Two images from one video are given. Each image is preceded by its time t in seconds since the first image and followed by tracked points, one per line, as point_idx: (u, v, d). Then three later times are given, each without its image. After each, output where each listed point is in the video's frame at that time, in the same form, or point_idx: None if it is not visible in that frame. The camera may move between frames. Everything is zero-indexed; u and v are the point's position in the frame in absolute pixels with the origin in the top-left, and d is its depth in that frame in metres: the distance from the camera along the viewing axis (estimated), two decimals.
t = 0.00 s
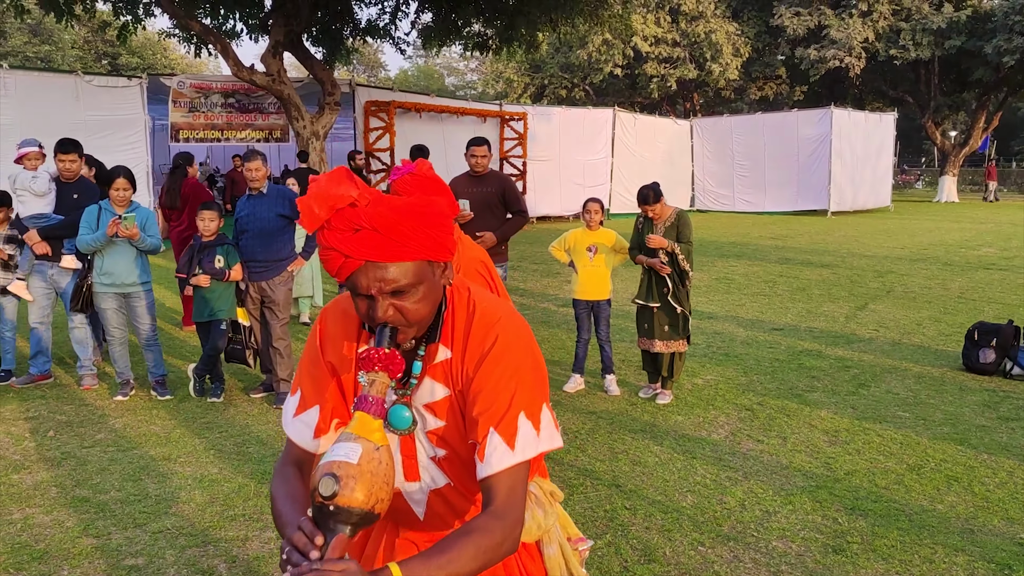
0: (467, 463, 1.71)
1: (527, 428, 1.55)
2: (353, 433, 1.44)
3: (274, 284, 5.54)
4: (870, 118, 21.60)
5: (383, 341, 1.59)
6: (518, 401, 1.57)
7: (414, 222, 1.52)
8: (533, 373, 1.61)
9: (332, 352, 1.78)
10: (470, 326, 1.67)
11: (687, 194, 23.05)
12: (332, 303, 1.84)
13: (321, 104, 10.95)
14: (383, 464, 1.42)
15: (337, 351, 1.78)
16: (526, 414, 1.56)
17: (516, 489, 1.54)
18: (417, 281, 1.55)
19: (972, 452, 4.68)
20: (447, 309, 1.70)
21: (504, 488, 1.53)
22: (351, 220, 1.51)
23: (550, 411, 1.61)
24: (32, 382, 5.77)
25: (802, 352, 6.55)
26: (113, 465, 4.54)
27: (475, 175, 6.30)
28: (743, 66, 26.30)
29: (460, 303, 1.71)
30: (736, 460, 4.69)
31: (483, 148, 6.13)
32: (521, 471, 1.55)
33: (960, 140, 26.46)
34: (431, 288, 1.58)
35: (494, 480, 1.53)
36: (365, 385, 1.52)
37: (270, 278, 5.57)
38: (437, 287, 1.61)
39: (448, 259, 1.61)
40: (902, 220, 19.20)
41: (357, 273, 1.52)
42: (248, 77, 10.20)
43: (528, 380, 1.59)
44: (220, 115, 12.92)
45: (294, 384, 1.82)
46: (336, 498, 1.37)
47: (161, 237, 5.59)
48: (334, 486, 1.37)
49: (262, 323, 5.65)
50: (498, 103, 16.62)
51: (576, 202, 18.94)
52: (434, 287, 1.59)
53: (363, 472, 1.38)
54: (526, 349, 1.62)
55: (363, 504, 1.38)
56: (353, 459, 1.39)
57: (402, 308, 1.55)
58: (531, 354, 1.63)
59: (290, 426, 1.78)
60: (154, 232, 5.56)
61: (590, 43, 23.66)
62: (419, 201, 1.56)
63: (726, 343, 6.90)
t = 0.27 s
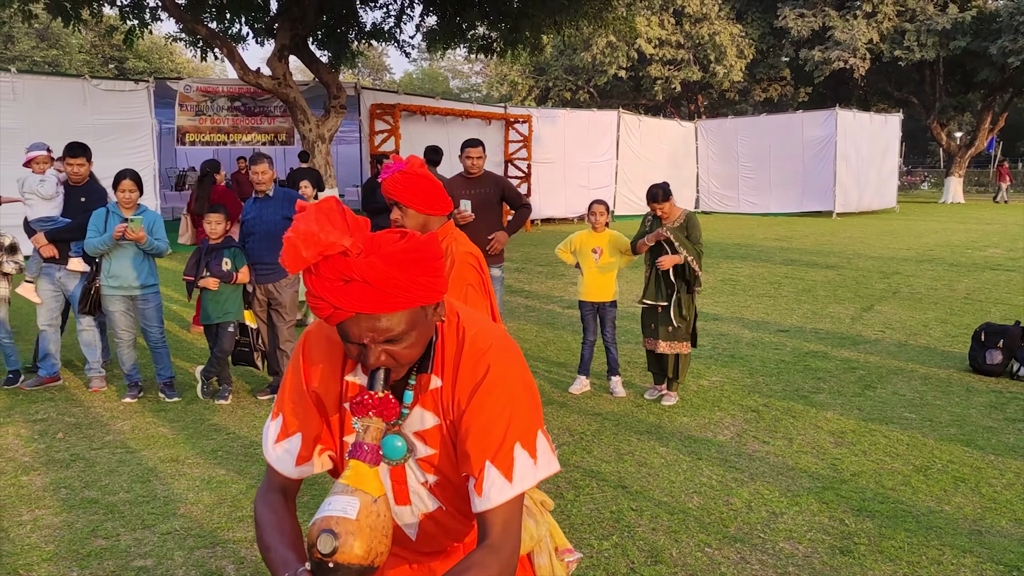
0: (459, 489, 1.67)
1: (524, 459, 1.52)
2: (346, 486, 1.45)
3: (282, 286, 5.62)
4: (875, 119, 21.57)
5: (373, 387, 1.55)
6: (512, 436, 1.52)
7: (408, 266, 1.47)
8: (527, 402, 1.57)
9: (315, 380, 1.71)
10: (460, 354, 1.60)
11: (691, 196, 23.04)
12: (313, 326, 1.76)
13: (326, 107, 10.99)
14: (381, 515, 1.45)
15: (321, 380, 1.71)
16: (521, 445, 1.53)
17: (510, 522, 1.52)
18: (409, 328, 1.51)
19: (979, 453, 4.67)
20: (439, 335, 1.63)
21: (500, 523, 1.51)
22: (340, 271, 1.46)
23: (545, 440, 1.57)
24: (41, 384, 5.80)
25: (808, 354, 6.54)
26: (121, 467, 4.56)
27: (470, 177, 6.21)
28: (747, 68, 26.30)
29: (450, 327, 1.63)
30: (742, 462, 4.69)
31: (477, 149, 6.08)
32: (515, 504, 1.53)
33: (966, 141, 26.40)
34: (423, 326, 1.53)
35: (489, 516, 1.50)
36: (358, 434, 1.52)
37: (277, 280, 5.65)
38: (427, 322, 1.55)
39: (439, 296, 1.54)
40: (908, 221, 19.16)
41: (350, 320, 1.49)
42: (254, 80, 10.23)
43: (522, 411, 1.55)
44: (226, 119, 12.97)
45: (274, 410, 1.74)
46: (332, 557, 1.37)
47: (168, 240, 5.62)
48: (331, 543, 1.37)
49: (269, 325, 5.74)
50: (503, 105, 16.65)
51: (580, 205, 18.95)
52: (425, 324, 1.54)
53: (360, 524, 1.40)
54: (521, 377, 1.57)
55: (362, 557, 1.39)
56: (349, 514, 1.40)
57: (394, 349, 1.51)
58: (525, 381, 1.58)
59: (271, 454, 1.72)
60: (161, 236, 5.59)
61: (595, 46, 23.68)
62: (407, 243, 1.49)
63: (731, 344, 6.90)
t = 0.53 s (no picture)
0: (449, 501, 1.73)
1: (522, 482, 1.58)
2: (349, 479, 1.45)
3: (282, 288, 5.62)
4: (877, 120, 21.55)
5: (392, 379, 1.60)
6: (514, 457, 1.58)
7: (454, 283, 1.54)
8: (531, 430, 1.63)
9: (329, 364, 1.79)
10: (474, 368, 1.67)
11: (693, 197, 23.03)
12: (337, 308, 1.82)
13: (328, 109, 10.99)
14: (381, 511, 1.46)
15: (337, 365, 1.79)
16: (521, 467, 1.58)
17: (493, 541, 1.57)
18: (444, 336, 1.58)
19: (983, 454, 4.66)
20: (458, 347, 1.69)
21: (480, 540, 1.56)
22: (393, 271, 1.51)
23: (543, 468, 1.64)
24: (43, 386, 5.81)
25: (811, 355, 6.53)
26: (124, 469, 4.55)
27: (465, 179, 6.18)
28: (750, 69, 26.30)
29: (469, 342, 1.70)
30: (745, 463, 4.67)
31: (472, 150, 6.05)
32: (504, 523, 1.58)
33: (968, 141, 26.37)
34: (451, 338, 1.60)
35: (476, 530, 1.55)
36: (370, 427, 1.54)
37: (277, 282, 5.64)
38: (457, 332, 1.61)
39: (474, 312, 1.61)
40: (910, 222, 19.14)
41: (388, 318, 1.54)
42: (255, 82, 10.23)
43: (523, 436, 1.61)
44: (228, 120, 12.97)
45: (277, 381, 1.79)
46: (331, 548, 1.37)
47: (169, 241, 5.63)
48: (332, 535, 1.37)
49: (270, 327, 5.75)
50: (505, 106, 16.64)
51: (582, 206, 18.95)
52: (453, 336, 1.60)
53: (367, 521, 1.41)
54: (527, 405, 1.64)
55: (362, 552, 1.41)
56: (355, 508, 1.40)
57: (415, 351, 1.56)
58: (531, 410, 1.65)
59: (264, 430, 1.75)
60: (162, 237, 5.59)
61: (596, 47, 23.69)
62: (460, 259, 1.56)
63: (734, 345, 6.88)
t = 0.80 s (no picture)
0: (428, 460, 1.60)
1: (499, 427, 1.46)
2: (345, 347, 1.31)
3: (284, 290, 5.68)
4: (877, 122, 21.57)
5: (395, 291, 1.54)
6: (499, 398, 1.48)
7: (473, 205, 1.55)
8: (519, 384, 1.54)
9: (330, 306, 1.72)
10: (472, 315, 1.60)
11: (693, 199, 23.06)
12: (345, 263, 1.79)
13: (329, 111, 10.98)
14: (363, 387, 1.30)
15: (335, 305, 1.71)
16: (499, 414, 1.47)
17: (469, 481, 1.41)
18: (455, 249, 1.55)
19: (984, 455, 4.67)
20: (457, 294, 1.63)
21: (456, 477, 1.40)
22: (425, 168, 1.53)
23: (524, 427, 1.51)
24: (44, 389, 5.79)
25: (812, 356, 6.53)
26: (125, 471, 4.55)
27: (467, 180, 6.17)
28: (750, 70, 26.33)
29: (468, 296, 1.64)
30: (747, 464, 4.68)
31: (475, 151, 6.03)
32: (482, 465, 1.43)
33: (968, 143, 26.41)
34: (458, 262, 1.56)
35: (454, 463, 1.40)
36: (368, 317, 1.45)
37: (279, 285, 5.70)
38: (463, 266, 1.58)
39: (485, 245, 1.62)
40: (910, 224, 19.16)
41: (407, 216, 1.52)
42: (256, 84, 10.22)
43: (511, 381, 1.52)
44: (228, 122, 12.98)
45: (277, 323, 1.73)
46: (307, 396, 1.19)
47: (170, 243, 5.62)
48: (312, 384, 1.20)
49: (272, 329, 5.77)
50: (505, 108, 16.65)
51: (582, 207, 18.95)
52: (459, 263, 1.56)
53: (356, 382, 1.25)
54: (520, 353, 1.56)
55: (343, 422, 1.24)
56: (340, 365, 1.24)
57: (421, 258, 1.52)
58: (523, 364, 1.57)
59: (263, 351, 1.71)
60: (163, 238, 5.59)
61: (597, 48, 23.71)
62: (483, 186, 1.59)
63: (735, 347, 6.89)
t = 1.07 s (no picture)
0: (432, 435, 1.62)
1: (497, 387, 1.46)
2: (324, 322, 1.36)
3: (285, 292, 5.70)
4: (878, 124, 21.58)
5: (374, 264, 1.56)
6: (493, 359, 1.49)
7: (442, 165, 1.57)
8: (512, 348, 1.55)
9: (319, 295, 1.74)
10: (459, 285, 1.62)
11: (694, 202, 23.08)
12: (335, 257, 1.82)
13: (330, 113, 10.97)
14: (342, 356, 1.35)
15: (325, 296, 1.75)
16: (494, 374, 1.46)
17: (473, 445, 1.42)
18: (425, 214, 1.55)
19: (984, 457, 4.67)
20: (440, 267, 1.66)
21: (460, 438, 1.40)
22: (384, 136, 1.56)
23: (521, 384, 1.52)
24: (46, 392, 5.79)
25: (813, 359, 6.54)
26: (126, 474, 4.55)
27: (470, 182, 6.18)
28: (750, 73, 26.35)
29: (452, 268, 1.66)
30: (748, 467, 4.68)
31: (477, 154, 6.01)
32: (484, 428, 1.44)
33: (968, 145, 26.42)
34: (432, 229, 1.57)
35: (456, 427, 1.41)
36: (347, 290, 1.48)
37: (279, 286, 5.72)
38: (438, 232, 1.59)
39: (457, 209, 1.63)
40: (911, 226, 19.15)
41: (373, 186, 1.54)
42: (257, 86, 10.22)
43: (503, 342, 1.52)
44: (229, 125, 12.97)
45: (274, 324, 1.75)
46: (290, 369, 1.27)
47: (172, 245, 5.62)
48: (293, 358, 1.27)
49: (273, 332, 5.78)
50: (506, 110, 16.66)
51: (583, 209, 18.95)
52: (434, 230, 1.57)
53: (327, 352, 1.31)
54: (508, 315, 1.57)
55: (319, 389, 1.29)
56: (317, 338, 1.30)
57: (396, 230, 1.53)
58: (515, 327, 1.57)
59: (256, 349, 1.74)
60: (165, 241, 5.60)
61: (597, 51, 23.73)
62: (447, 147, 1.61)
63: (736, 349, 6.89)
